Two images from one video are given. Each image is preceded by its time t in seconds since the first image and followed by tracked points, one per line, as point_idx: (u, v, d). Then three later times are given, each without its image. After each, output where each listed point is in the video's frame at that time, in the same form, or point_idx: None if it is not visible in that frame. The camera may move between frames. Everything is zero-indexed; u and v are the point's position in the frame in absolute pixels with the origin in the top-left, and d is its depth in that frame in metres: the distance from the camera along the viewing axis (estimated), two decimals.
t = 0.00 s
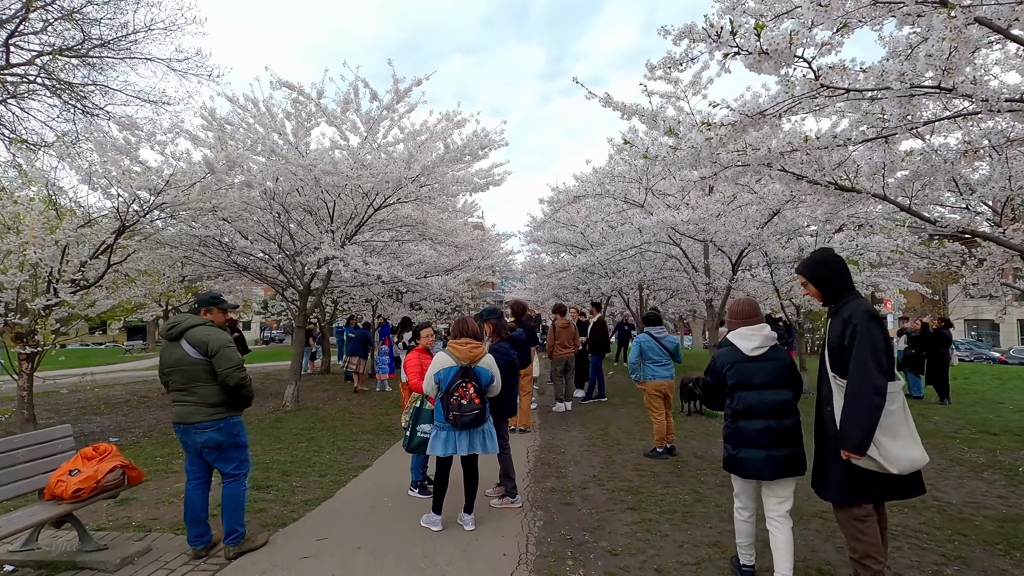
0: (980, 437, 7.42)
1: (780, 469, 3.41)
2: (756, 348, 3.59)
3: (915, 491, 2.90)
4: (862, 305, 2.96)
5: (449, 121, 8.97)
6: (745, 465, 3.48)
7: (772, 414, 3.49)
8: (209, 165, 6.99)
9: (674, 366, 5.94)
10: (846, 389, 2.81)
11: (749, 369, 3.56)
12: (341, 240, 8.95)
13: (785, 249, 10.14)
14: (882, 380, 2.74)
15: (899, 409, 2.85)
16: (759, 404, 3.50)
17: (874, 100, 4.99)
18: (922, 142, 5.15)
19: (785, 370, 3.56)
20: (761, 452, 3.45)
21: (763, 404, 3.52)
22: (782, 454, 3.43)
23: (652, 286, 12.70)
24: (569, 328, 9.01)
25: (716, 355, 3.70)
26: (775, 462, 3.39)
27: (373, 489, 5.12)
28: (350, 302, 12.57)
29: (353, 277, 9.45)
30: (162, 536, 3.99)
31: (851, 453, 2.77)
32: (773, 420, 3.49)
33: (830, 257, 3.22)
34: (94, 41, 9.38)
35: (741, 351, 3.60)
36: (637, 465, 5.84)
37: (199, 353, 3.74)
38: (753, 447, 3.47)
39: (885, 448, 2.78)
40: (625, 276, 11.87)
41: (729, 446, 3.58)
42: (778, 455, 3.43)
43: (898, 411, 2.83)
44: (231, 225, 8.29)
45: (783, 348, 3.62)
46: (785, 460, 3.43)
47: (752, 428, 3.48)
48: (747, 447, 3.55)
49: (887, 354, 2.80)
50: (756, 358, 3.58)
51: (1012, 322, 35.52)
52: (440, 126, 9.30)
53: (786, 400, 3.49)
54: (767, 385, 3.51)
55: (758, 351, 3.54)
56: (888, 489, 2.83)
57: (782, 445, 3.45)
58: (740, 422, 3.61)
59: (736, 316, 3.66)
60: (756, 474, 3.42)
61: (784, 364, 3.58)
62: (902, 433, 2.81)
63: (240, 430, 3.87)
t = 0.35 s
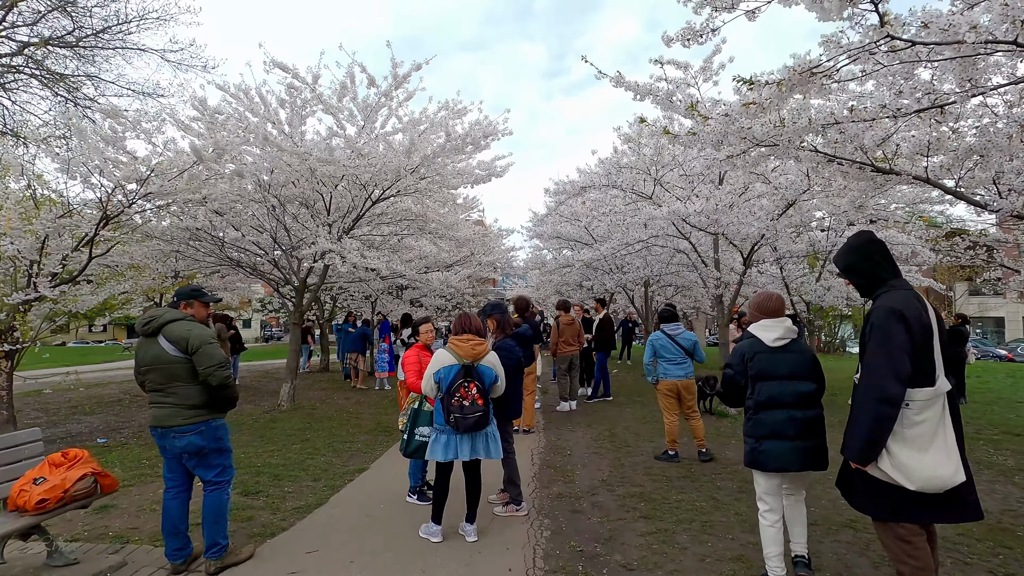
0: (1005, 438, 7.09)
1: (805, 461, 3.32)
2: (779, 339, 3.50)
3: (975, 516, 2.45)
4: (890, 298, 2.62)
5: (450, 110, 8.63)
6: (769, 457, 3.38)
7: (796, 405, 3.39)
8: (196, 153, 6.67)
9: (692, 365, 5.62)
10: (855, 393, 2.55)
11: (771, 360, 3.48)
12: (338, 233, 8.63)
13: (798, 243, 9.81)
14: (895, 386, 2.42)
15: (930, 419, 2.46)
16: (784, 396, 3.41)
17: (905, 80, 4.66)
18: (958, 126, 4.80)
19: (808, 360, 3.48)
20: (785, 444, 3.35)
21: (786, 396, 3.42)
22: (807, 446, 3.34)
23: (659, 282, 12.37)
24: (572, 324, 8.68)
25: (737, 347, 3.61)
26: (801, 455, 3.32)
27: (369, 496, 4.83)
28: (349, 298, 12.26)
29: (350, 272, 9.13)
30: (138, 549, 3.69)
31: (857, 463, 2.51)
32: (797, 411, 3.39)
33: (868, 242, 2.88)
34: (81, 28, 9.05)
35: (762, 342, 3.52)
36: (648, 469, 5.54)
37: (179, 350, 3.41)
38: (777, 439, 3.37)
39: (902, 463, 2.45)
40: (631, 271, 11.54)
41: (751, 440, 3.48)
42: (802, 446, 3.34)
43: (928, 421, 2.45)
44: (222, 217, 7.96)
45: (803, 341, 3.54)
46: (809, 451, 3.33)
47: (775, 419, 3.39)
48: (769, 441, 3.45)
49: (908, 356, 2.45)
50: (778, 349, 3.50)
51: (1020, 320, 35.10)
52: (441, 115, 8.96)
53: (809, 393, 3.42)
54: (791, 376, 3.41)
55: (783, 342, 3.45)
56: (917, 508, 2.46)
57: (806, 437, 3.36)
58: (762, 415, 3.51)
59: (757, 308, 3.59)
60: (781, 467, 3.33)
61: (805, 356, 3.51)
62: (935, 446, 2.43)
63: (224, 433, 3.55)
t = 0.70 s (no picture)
0: None
1: (838, 468, 3.25)
2: (816, 347, 3.53)
3: None
4: (931, 310, 2.31)
5: (450, 104, 8.33)
6: (800, 463, 3.34)
7: (830, 411, 3.36)
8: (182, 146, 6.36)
9: (723, 373, 5.26)
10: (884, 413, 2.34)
11: (807, 366, 3.49)
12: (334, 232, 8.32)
13: (810, 243, 9.51)
14: (923, 409, 2.17)
15: (979, 444, 2.15)
16: (815, 402, 3.39)
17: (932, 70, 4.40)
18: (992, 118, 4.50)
19: (844, 370, 3.46)
20: (817, 450, 3.31)
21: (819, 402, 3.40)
22: (840, 453, 3.28)
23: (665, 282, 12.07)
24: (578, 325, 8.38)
25: (773, 353, 3.67)
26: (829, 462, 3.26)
27: (365, 511, 4.53)
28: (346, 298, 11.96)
29: (347, 272, 8.84)
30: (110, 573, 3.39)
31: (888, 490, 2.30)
32: (831, 418, 3.36)
33: (911, 243, 2.53)
34: (70, 21, 8.78)
35: (798, 349, 3.56)
36: (659, 481, 5.25)
37: (152, 359, 3.13)
38: (809, 444, 3.34)
39: (939, 492, 2.19)
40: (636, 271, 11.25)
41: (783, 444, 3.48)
42: (835, 454, 3.29)
43: (972, 447, 2.15)
44: (213, 214, 7.66)
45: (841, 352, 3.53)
46: (842, 459, 3.27)
47: (808, 424, 3.38)
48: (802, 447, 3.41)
49: (941, 374, 2.18)
50: (814, 356, 3.52)
51: None
52: (440, 109, 8.65)
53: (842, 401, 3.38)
54: (825, 383, 3.41)
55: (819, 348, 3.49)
56: (961, 544, 2.19)
57: (840, 444, 3.30)
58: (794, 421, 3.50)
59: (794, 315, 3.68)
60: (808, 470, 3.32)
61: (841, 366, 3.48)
62: (983, 476, 2.13)
63: (203, 450, 3.26)
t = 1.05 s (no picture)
0: None
1: (875, 470, 3.17)
2: (851, 349, 3.44)
3: None
4: (1000, 315, 1.84)
5: (455, 100, 8.03)
6: (836, 464, 3.25)
7: (867, 412, 3.28)
8: (172, 140, 6.06)
9: (762, 378, 4.95)
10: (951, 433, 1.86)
11: (842, 367, 3.40)
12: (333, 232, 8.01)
13: (827, 245, 9.19)
14: (1001, 429, 1.71)
15: None
16: (851, 403, 3.30)
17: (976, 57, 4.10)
18: None
19: (879, 372, 3.39)
20: (854, 451, 3.22)
21: (856, 404, 3.31)
22: (878, 454, 3.19)
23: (673, 285, 11.76)
24: (585, 328, 8.08)
25: (806, 353, 3.56)
26: (870, 465, 3.17)
27: (365, 529, 4.21)
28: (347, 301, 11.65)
29: (347, 273, 8.54)
30: None
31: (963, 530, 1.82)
32: (867, 419, 3.28)
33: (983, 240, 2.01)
34: (62, 13, 8.49)
35: (833, 349, 3.47)
36: (679, 497, 4.93)
37: (131, 368, 2.80)
38: (846, 445, 3.25)
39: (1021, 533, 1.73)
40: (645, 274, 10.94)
41: (820, 446, 3.38)
42: (872, 455, 3.20)
43: None
44: (207, 213, 7.36)
45: (875, 353, 3.45)
46: (881, 461, 3.18)
47: (844, 425, 3.28)
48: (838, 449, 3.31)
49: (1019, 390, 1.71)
50: (849, 358, 3.43)
51: None
52: (444, 105, 8.34)
53: (879, 402, 3.30)
54: (861, 385, 3.33)
55: (855, 350, 3.40)
56: None
57: (877, 446, 3.22)
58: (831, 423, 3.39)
59: (827, 315, 3.57)
60: (848, 473, 3.22)
61: (877, 366, 3.41)
62: None
63: (188, 467, 2.95)
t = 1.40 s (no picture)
0: None
1: (880, 480, 3.34)
2: (860, 364, 3.53)
3: None
4: None
5: (462, 100, 7.78)
6: (846, 475, 3.39)
7: (874, 426, 3.41)
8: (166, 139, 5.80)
9: (794, 391, 4.85)
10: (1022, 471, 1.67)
11: (852, 382, 3.49)
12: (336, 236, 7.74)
13: (844, 249, 8.91)
14: None
15: None
16: (861, 417, 3.42)
17: None
18: None
19: (887, 386, 3.50)
20: (863, 462, 3.37)
21: (864, 417, 3.43)
22: (884, 465, 3.36)
23: (684, 291, 11.48)
24: (596, 336, 7.81)
25: (817, 367, 3.59)
26: (876, 475, 3.34)
27: (371, 555, 3.92)
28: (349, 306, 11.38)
29: (350, 279, 8.27)
30: None
31: None
32: (874, 431, 3.41)
33: None
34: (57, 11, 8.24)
35: (843, 365, 3.54)
36: (702, 518, 4.64)
37: (115, 386, 2.50)
38: (856, 457, 3.38)
39: None
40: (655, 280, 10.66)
41: (827, 457, 3.49)
42: (878, 466, 3.36)
43: None
44: (205, 216, 7.10)
45: (882, 367, 3.57)
46: (886, 471, 3.35)
47: (854, 438, 3.40)
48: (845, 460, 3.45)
49: None
50: (859, 373, 3.51)
51: None
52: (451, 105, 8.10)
53: (886, 416, 3.44)
54: (871, 399, 3.44)
55: (866, 366, 3.49)
56: None
57: (882, 457, 3.38)
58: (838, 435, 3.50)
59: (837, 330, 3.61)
60: (856, 483, 3.37)
61: (883, 380, 3.53)
62: None
63: (178, 495, 2.66)
